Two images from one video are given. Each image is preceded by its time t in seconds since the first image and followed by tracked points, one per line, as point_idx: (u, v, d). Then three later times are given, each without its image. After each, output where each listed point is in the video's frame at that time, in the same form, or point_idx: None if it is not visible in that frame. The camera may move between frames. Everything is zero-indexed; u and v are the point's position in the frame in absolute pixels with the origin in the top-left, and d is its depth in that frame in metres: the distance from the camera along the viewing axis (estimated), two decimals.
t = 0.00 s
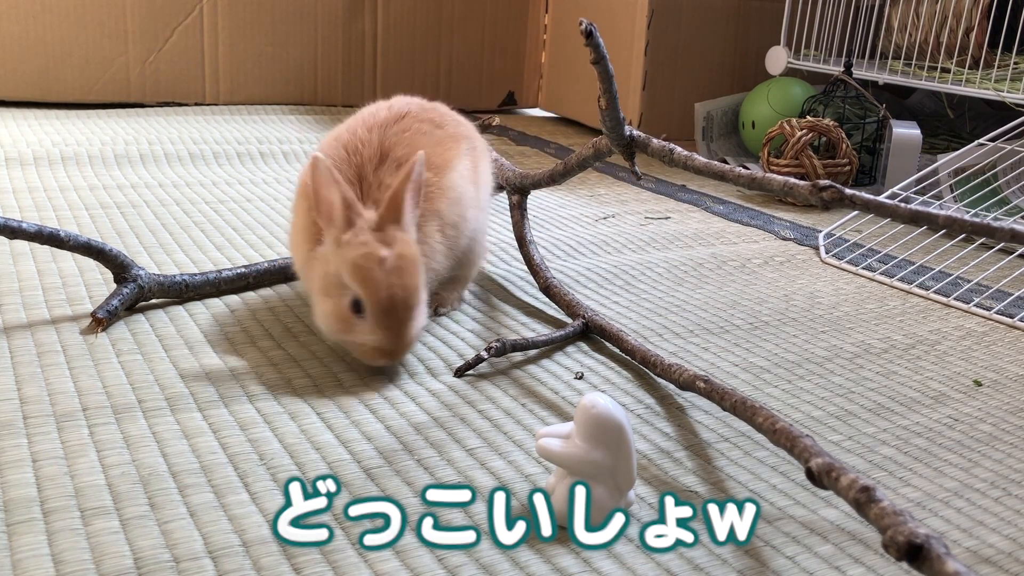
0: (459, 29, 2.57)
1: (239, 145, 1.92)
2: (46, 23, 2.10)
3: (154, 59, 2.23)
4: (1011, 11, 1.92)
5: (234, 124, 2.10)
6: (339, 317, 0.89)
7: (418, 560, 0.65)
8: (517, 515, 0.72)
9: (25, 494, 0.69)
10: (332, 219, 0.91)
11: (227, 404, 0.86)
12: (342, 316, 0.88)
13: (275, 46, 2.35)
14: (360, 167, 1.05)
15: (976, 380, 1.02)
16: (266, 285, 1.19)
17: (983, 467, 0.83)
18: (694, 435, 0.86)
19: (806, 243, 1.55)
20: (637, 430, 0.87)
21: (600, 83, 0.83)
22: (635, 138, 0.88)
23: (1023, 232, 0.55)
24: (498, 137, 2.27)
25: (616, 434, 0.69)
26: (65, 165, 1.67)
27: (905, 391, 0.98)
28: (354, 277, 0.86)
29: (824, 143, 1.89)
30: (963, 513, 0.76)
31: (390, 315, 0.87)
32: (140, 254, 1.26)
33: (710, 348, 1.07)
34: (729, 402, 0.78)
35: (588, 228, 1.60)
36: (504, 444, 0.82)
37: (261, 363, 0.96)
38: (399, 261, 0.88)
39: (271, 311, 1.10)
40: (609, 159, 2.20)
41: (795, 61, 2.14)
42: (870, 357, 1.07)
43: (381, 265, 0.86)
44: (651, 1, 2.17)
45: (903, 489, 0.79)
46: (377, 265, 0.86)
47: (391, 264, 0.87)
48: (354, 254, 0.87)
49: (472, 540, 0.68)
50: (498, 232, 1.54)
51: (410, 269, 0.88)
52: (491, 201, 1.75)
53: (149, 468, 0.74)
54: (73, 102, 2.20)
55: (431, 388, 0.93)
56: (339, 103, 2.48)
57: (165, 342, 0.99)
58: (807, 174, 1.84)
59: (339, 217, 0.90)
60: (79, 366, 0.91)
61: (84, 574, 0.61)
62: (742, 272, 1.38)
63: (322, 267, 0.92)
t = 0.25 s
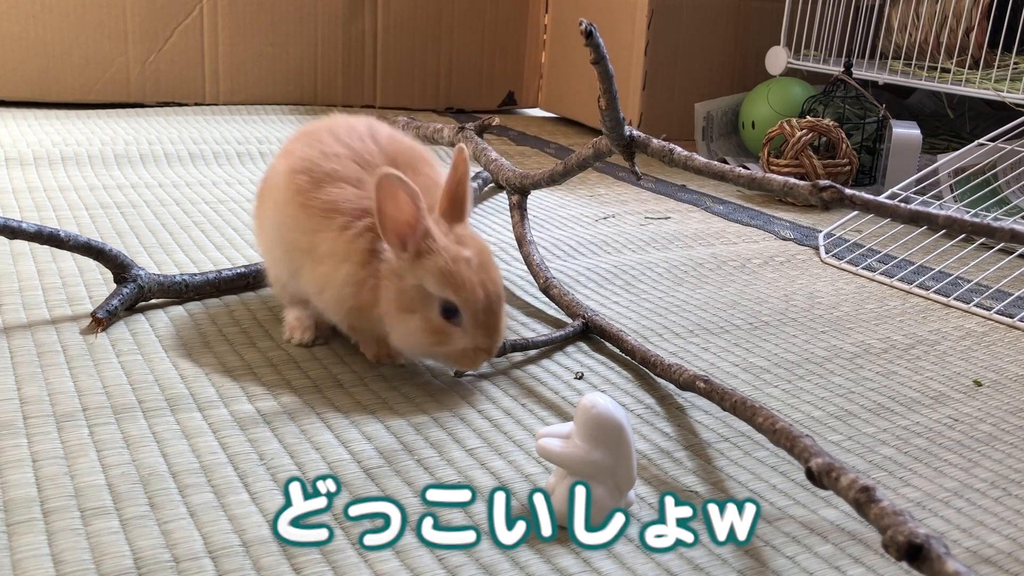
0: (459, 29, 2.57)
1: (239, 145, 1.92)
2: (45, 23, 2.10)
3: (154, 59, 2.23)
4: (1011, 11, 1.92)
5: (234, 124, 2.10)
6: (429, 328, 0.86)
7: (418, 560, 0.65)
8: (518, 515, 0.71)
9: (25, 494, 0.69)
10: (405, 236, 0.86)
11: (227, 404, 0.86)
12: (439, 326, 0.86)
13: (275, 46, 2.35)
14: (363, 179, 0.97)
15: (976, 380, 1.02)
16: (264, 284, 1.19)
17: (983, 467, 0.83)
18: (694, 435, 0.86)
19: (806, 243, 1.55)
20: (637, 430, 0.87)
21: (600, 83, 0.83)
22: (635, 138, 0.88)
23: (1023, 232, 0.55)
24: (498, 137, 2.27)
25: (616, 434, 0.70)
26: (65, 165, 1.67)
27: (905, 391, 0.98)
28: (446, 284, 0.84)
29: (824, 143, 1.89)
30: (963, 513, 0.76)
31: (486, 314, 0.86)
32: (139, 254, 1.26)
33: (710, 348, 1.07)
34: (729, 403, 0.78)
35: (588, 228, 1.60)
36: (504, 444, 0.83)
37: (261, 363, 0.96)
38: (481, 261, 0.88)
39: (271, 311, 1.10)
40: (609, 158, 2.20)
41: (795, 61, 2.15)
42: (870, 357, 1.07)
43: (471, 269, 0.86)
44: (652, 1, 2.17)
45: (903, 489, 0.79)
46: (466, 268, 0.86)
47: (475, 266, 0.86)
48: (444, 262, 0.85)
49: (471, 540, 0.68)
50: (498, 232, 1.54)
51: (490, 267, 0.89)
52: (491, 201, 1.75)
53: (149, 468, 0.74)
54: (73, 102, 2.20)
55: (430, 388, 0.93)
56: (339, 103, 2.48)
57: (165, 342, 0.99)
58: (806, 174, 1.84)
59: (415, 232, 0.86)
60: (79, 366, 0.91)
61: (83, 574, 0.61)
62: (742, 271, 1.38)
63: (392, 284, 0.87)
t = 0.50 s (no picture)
0: (459, 29, 2.57)
1: (239, 145, 1.92)
2: (45, 23, 2.10)
3: (153, 59, 2.23)
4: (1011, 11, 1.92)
5: (234, 124, 2.10)
6: (439, 329, 0.87)
7: (418, 560, 0.65)
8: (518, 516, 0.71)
9: (25, 495, 0.69)
10: (420, 237, 0.87)
11: (227, 404, 0.86)
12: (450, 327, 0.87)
13: (276, 46, 2.35)
14: (367, 184, 0.96)
15: (976, 380, 1.02)
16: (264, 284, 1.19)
17: (983, 467, 0.83)
18: (694, 435, 0.86)
19: (806, 243, 1.55)
20: (637, 430, 0.87)
21: (600, 83, 0.83)
22: (635, 138, 0.88)
23: None
24: (497, 137, 2.28)
25: (616, 434, 0.70)
26: (65, 165, 1.67)
27: (906, 391, 0.98)
28: (460, 289, 0.86)
29: (824, 143, 1.89)
30: (964, 513, 0.76)
31: (497, 320, 0.88)
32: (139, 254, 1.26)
33: (710, 348, 1.07)
34: (729, 402, 0.78)
35: (587, 228, 1.60)
36: (504, 444, 0.83)
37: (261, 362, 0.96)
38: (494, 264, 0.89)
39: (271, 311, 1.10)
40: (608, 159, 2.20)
41: (795, 61, 2.14)
42: (870, 357, 1.07)
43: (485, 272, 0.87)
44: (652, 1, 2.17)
45: (903, 489, 0.79)
46: (480, 273, 0.86)
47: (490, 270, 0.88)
48: (458, 264, 0.86)
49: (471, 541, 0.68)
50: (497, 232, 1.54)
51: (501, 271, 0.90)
52: (490, 201, 1.75)
53: (149, 469, 0.74)
54: (73, 102, 2.20)
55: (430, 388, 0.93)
56: (339, 103, 2.48)
57: (165, 342, 0.99)
58: (806, 174, 1.84)
59: (430, 233, 0.86)
60: (79, 366, 0.91)
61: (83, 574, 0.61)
62: (742, 271, 1.38)
63: (405, 285, 0.87)
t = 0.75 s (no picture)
0: (458, 28, 2.57)
1: (241, 145, 1.92)
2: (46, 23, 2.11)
3: (154, 59, 2.24)
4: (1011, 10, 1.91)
5: (235, 124, 2.11)
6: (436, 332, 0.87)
7: (417, 559, 0.66)
8: (518, 517, 0.72)
9: (25, 494, 0.70)
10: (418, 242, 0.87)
11: (226, 404, 0.86)
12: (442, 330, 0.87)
13: (275, 46, 2.35)
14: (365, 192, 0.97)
15: (976, 380, 1.02)
16: (264, 284, 1.19)
17: (982, 467, 0.83)
18: (694, 435, 0.86)
19: (806, 243, 1.55)
20: (637, 430, 0.87)
21: (564, 81, 0.83)
22: (607, 137, 0.88)
23: (985, 231, 0.55)
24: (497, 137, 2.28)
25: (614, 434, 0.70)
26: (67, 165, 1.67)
27: (905, 391, 0.98)
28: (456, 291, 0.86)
29: (823, 143, 1.88)
30: (964, 513, 0.76)
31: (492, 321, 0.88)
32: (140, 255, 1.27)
33: (710, 348, 1.07)
34: (697, 404, 0.78)
35: (587, 228, 1.60)
36: (503, 444, 0.83)
37: (261, 362, 0.96)
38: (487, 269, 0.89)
39: (271, 311, 1.10)
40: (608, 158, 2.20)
41: (795, 61, 2.14)
42: (869, 357, 1.07)
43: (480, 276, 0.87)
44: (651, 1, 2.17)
45: (903, 489, 0.79)
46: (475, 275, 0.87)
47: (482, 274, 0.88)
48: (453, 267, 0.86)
49: (468, 541, 0.68)
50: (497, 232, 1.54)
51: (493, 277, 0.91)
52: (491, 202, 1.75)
53: (149, 468, 0.74)
54: (74, 103, 2.21)
55: (430, 388, 0.93)
56: (339, 103, 2.48)
57: (165, 342, 0.99)
58: (806, 174, 1.84)
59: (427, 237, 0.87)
60: (79, 366, 0.92)
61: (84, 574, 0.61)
62: (742, 272, 1.38)
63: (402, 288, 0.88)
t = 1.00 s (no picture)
0: (458, 28, 2.57)
1: (241, 146, 1.92)
2: (46, 23, 2.10)
3: (154, 59, 2.24)
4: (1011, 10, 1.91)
5: (235, 124, 2.11)
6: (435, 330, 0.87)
7: (417, 559, 0.66)
8: (518, 518, 0.72)
9: (24, 495, 0.70)
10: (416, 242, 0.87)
11: (227, 404, 0.86)
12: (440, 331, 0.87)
13: (275, 46, 2.35)
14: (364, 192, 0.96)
15: (976, 380, 1.02)
16: (264, 284, 1.19)
17: (983, 467, 0.83)
18: (694, 436, 0.86)
19: (806, 243, 1.55)
20: (637, 430, 0.87)
21: (564, 82, 0.83)
22: (607, 137, 0.88)
23: (985, 231, 0.55)
24: (497, 137, 2.28)
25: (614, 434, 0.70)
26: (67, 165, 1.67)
27: (905, 391, 0.98)
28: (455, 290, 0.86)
29: (823, 143, 1.88)
30: (964, 513, 0.76)
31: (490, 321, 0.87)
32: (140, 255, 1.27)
33: (709, 348, 1.07)
34: (696, 404, 0.78)
35: (586, 228, 1.59)
36: (503, 444, 0.83)
37: (261, 362, 0.96)
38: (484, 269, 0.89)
39: (271, 311, 1.10)
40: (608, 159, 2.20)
41: (795, 61, 2.14)
42: (869, 357, 1.07)
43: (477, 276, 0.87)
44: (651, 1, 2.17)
45: (903, 489, 0.79)
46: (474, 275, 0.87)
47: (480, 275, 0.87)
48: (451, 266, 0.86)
49: (468, 541, 0.68)
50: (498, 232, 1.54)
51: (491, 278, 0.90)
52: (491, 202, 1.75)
53: (149, 469, 0.74)
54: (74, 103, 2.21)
55: (430, 388, 0.93)
56: (339, 103, 2.48)
57: (165, 342, 0.99)
58: (806, 174, 1.84)
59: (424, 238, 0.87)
60: (79, 366, 0.92)
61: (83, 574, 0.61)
62: (742, 272, 1.38)
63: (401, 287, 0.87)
